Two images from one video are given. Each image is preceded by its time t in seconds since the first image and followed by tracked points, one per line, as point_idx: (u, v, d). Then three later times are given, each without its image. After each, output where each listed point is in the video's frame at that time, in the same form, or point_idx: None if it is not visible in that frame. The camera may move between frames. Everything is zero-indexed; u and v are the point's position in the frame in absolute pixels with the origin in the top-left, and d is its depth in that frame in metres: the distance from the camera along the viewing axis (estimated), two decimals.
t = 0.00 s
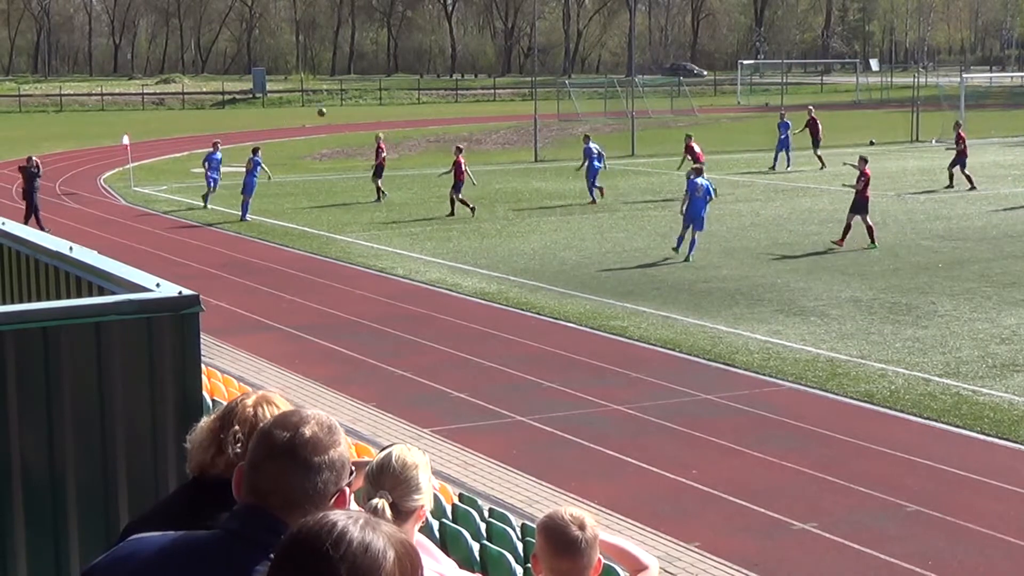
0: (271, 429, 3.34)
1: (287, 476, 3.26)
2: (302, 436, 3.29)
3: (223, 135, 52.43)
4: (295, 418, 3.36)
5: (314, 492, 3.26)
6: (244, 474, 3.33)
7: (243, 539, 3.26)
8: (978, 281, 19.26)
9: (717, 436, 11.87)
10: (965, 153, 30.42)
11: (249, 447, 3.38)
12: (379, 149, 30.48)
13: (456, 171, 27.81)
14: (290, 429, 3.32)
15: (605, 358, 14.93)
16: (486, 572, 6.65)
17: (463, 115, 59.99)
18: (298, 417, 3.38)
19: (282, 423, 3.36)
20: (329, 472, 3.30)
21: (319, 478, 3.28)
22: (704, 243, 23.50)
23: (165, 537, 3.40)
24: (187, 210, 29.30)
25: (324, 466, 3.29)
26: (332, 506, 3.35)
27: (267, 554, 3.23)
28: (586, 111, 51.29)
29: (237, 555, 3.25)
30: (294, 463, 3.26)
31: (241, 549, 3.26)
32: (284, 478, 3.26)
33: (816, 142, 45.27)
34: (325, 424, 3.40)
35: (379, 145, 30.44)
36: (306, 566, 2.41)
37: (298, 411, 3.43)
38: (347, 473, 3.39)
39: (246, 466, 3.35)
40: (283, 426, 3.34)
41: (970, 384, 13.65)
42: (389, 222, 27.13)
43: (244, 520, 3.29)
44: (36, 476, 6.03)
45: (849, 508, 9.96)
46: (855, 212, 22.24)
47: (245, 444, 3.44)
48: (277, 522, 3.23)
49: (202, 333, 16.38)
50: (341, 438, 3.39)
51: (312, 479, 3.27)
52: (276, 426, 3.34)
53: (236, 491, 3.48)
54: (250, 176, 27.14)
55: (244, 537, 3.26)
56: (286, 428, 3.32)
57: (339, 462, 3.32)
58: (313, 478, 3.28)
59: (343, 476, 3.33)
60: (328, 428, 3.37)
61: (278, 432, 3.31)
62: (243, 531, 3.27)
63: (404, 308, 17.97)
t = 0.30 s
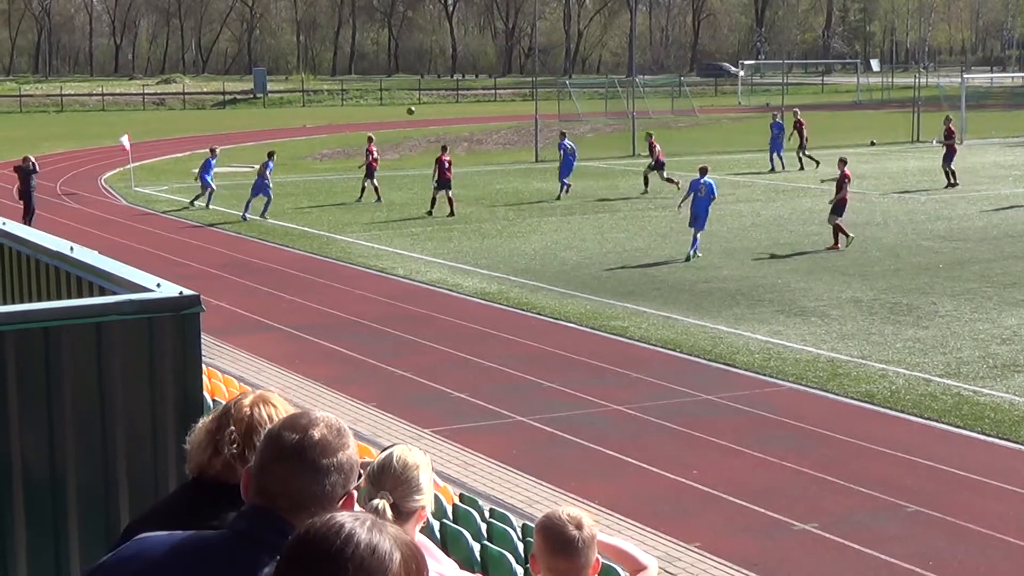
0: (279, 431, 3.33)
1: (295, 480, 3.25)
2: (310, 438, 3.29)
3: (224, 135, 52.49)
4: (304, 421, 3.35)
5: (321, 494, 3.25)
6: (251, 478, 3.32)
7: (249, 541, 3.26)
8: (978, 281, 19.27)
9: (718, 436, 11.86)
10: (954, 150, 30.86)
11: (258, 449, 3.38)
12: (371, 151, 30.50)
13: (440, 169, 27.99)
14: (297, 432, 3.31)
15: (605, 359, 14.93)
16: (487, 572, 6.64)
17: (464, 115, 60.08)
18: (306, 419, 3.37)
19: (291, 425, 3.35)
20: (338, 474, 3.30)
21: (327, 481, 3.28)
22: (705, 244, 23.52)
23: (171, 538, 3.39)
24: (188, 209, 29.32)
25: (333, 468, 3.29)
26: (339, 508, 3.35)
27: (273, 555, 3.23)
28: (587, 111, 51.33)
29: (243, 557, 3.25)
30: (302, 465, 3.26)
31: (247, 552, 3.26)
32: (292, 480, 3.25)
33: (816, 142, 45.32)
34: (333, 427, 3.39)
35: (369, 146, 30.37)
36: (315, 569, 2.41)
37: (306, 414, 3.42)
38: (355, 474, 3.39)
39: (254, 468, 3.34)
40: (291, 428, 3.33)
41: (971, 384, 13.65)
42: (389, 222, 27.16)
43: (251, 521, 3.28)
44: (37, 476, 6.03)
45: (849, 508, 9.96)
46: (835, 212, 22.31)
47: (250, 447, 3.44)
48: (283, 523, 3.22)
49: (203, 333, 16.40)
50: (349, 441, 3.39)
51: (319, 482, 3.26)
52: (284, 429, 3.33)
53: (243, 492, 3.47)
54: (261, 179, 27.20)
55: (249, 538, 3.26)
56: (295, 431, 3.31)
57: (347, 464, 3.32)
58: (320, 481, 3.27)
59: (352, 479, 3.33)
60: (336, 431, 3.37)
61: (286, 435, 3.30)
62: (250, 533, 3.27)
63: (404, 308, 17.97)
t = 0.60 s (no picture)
0: (279, 430, 3.33)
1: (297, 481, 3.25)
2: (310, 438, 3.29)
3: (225, 135, 52.49)
4: (304, 422, 3.35)
5: (322, 495, 3.25)
6: (253, 479, 3.32)
7: (250, 541, 3.26)
8: (979, 281, 19.25)
9: (718, 436, 11.87)
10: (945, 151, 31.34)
11: (259, 449, 3.37)
12: (365, 151, 30.61)
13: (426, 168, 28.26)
14: (297, 432, 3.31)
15: (606, 359, 14.93)
16: (486, 572, 6.64)
17: (465, 115, 60.04)
18: (306, 419, 3.37)
19: (291, 426, 3.35)
20: (338, 475, 3.30)
21: (327, 481, 3.28)
22: (706, 243, 23.52)
23: (174, 537, 3.40)
24: (189, 209, 29.33)
25: (333, 468, 3.28)
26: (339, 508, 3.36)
27: (273, 555, 3.23)
28: (588, 111, 51.32)
29: (243, 558, 3.25)
30: (302, 467, 3.26)
31: (247, 552, 3.26)
32: (292, 478, 3.25)
33: (817, 142, 45.32)
34: (333, 427, 3.38)
35: (362, 148, 30.33)
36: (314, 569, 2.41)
37: (306, 414, 3.42)
38: (355, 474, 3.40)
39: (256, 468, 3.34)
40: (292, 429, 3.32)
41: (972, 384, 13.65)
42: (389, 221, 27.18)
43: (251, 520, 3.28)
44: (38, 475, 6.03)
45: (851, 508, 9.96)
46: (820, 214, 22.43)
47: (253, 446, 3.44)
48: (283, 523, 3.23)
49: (203, 333, 16.40)
50: (350, 441, 3.39)
51: (319, 482, 3.26)
52: (284, 429, 3.33)
53: (245, 492, 3.47)
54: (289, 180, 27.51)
55: (250, 539, 3.26)
56: (294, 431, 3.31)
57: (347, 465, 3.32)
58: (320, 482, 3.27)
59: (351, 479, 3.34)
60: (335, 432, 3.37)
61: (286, 435, 3.30)
62: (250, 533, 3.27)
63: (406, 308, 17.98)
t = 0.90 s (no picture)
0: (279, 431, 3.33)
1: (297, 482, 3.25)
2: (310, 439, 3.29)
3: (227, 135, 52.45)
4: (304, 421, 3.35)
5: (323, 495, 3.26)
6: (253, 479, 3.32)
7: (251, 543, 3.26)
8: (981, 281, 19.23)
9: (719, 436, 11.86)
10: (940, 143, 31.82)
11: (259, 450, 3.38)
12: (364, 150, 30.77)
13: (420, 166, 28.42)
14: (297, 432, 3.31)
15: (608, 359, 14.92)
16: (487, 571, 6.64)
17: (466, 115, 59.97)
18: (306, 419, 3.37)
19: (293, 426, 3.35)
20: (339, 475, 3.30)
21: (327, 482, 3.28)
22: (707, 244, 23.49)
23: (176, 538, 3.40)
24: (190, 210, 29.31)
25: (333, 469, 3.29)
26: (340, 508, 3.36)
27: (276, 553, 3.23)
28: (589, 111, 51.27)
29: (245, 556, 3.25)
30: (304, 467, 3.26)
31: (248, 553, 3.26)
32: (292, 479, 3.25)
33: (818, 142, 45.27)
34: (333, 427, 3.39)
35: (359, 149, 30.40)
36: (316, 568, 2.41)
37: (307, 415, 3.42)
38: (357, 476, 3.39)
39: (256, 469, 3.35)
40: (292, 429, 3.33)
41: (973, 384, 13.64)
42: (391, 222, 27.17)
43: (252, 520, 3.28)
44: (40, 476, 6.04)
45: (851, 508, 9.96)
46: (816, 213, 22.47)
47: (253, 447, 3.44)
48: (283, 523, 3.23)
49: (204, 333, 16.39)
50: (350, 442, 3.39)
51: (321, 482, 3.27)
52: (285, 429, 3.33)
53: (246, 491, 3.47)
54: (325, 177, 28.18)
55: (251, 539, 3.26)
56: (295, 431, 3.31)
57: (348, 465, 3.32)
58: (322, 482, 3.27)
59: (352, 479, 3.34)
60: (336, 432, 3.37)
61: (287, 435, 3.30)
62: (252, 534, 3.27)
63: (407, 307, 17.98)
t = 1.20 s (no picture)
0: (280, 432, 3.33)
1: (298, 483, 3.25)
2: (312, 441, 3.28)
3: (226, 135, 52.42)
4: (306, 422, 3.35)
5: (325, 497, 3.25)
6: (254, 483, 3.32)
7: (251, 545, 3.26)
8: (980, 281, 19.22)
9: (718, 437, 11.86)
10: (932, 149, 32.10)
11: (260, 452, 3.38)
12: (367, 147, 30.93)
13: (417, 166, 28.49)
14: (299, 433, 3.31)
15: (608, 359, 14.91)
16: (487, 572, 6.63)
17: (465, 115, 59.92)
18: (308, 420, 3.37)
19: (293, 427, 3.35)
20: (340, 477, 3.29)
21: (329, 484, 3.27)
22: (706, 244, 23.47)
23: (178, 538, 3.40)
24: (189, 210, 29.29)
25: (335, 469, 3.28)
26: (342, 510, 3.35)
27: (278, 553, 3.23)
28: (588, 111, 51.24)
29: (246, 556, 3.25)
30: (305, 467, 3.26)
31: (249, 555, 3.25)
32: (294, 482, 3.25)
33: (816, 142, 45.26)
34: (335, 430, 3.38)
35: (360, 143, 30.62)
36: (317, 569, 2.40)
37: (308, 415, 3.42)
38: (359, 476, 3.39)
39: (257, 470, 3.34)
40: (293, 430, 3.33)
41: (972, 384, 13.64)
42: (389, 222, 27.16)
43: (253, 523, 3.28)
44: (39, 475, 6.04)
45: (850, 508, 9.96)
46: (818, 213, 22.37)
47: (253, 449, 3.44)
48: (285, 525, 3.22)
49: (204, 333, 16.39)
50: (352, 443, 3.39)
51: (321, 484, 3.26)
52: (286, 430, 3.33)
53: (246, 492, 3.47)
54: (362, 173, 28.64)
55: (251, 541, 3.26)
56: (296, 432, 3.31)
57: (349, 467, 3.31)
58: (324, 484, 3.26)
59: (353, 481, 3.33)
60: (337, 433, 3.37)
61: (288, 436, 3.30)
62: (252, 535, 3.27)
63: (406, 307, 17.99)
